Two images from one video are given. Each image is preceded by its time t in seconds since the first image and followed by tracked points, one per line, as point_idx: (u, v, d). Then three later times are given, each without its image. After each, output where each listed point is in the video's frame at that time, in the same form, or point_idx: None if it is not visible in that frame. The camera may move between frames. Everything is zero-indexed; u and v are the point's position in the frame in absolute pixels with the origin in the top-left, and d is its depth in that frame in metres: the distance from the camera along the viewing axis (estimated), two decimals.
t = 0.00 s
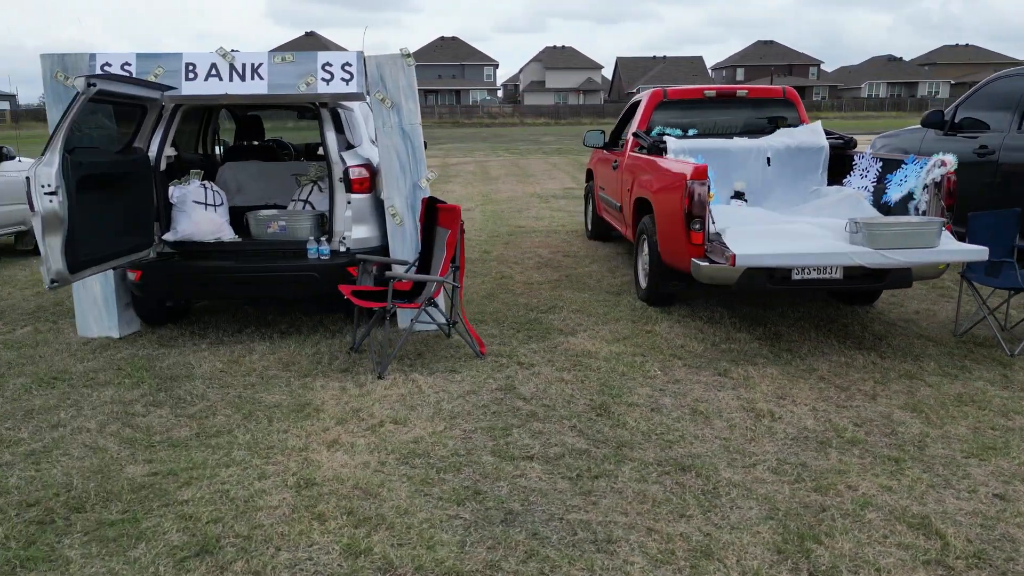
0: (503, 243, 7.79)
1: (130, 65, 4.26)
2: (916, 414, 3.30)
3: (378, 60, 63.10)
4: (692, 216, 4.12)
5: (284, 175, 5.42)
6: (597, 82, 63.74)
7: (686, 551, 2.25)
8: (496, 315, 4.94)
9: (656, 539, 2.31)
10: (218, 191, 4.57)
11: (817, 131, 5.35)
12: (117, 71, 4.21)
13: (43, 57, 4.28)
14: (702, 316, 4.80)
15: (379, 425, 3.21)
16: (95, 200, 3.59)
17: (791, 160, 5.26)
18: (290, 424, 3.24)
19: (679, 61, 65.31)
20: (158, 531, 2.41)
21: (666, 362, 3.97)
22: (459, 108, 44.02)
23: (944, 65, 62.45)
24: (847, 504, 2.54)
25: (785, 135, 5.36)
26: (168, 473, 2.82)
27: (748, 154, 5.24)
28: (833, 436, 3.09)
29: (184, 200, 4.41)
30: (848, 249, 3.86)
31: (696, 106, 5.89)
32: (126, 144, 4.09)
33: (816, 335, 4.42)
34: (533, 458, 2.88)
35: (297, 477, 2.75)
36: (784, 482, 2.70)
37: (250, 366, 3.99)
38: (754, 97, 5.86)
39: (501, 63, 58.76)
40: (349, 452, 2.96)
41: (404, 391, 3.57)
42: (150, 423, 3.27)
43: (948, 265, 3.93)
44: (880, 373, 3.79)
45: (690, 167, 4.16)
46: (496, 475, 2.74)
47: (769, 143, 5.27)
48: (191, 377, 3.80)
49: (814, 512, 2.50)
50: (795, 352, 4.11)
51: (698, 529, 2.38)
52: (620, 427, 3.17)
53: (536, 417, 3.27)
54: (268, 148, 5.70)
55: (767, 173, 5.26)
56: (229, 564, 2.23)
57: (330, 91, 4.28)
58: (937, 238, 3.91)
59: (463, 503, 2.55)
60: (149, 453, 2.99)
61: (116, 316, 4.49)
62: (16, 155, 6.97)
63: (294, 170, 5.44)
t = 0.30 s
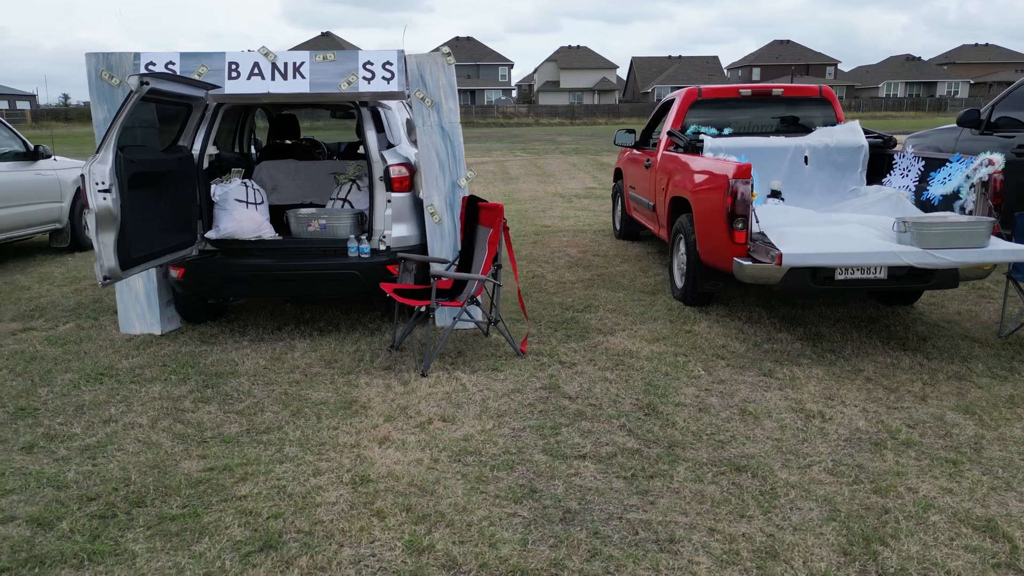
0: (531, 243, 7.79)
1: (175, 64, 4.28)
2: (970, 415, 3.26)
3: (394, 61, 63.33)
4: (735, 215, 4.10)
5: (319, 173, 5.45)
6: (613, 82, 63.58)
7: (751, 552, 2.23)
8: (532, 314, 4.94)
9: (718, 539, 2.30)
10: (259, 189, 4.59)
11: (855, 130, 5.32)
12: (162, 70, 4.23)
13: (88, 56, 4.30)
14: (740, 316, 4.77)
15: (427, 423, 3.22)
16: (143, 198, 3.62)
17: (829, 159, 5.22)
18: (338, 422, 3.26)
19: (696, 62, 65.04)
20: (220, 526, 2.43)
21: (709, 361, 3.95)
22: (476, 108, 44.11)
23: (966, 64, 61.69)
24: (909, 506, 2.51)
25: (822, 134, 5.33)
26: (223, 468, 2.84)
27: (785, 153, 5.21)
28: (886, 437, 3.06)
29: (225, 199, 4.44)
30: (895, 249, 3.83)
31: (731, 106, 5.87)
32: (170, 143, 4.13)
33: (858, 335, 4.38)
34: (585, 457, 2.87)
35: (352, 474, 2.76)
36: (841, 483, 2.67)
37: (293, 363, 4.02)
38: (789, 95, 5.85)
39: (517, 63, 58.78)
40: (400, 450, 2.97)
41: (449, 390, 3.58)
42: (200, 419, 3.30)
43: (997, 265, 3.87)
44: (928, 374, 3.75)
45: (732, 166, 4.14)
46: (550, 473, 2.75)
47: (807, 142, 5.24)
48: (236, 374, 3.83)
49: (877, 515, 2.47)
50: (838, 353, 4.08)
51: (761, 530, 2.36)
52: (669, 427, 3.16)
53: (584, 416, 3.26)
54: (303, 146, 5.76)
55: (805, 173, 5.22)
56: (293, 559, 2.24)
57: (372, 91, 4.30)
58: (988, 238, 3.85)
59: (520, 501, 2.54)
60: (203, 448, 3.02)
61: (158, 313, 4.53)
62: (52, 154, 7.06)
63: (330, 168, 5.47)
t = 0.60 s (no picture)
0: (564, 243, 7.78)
1: (230, 66, 4.31)
2: None
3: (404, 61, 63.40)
4: (794, 215, 4.09)
5: (364, 173, 5.45)
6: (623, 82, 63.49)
7: (853, 556, 2.22)
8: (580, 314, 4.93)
9: (817, 543, 2.29)
10: (312, 190, 4.56)
11: (903, 131, 5.31)
12: (219, 71, 4.23)
13: (143, 57, 4.29)
14: (791, 317, 4.75)
15: (498, 424, 3.22)
16: (209, 199, 3.63)
17: (878, 158, 5.18)
18: (409, 422, 3.26)
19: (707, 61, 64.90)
20: (313, 527, 2.43)
21: (769, 363, 3.94)
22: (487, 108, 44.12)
23: (978, 64, 61.37)
24: (1002, 510, 2.50)
25: (870, 134, 5.30)
26: (303, 469, 2.84)
27: (833, 153, 5.18)
28: (965, 440, 3.04)
29: (280, 199, 4.44)
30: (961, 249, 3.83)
31: (774, 106, 5.86)
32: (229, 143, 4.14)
33: (914, 336, 4.36)
34: (665, 459, 2.87)
35: (434, 475, 2.76)
36: (929, 487, 2.66)
37: (352, 364, 4.02)
38: (832, 95, 5.83)
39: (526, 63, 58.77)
40: (477, 451, 2.96)
41: (514, 391, 3.58)
42: (270, 419, 3.31)
43: None
44: (993, 376, 3.72)
45: (790, 166, 4.12)
46: (633, 475, 2.74)
47: (855, 142, 5.21)
48: (297, 374, 3.84)
49: (971, 518, 2.45)
50: (898, 354, 4.05)
51: (858, 533, 2.35)
52: (743, 428, 3.14)
53: (654, 417, 3.25)
54: (344, 146, 5.76)
55: (854, 173, 5.18)
56: (393, 561, 2.24)
57: (426, 91, 4.30)
58: None
59: (610, 503, 2.54)
60: (279, 449, 3.02)
61: (210, 313, 4.54)
62: (90, 154, 7.10)
63: (375, 169, 5.47)
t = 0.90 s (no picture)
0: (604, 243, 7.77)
1: (299, 66, 4.28)
2: None
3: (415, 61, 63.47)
4: (868, 215, 4.07)
5: (419, 173, 5.45)
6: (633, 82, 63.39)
7: (981, 558, 2.22)
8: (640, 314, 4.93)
9: (941, 544, 2.29)
10: (378, 190, 4.57)
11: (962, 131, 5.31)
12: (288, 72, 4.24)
13: (213, 57, 4.30)
14: (855, 317, 4.73)
15: (587, 423, 3.21)
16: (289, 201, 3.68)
17: (937, 158, 5.15)
18: (496, 422, 3.26)
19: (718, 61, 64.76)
20: (429, 526, 2.44)
21: (844, 363, 3.93)
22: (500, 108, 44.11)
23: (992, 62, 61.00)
24: None
25: (928, 134, 5.29)
26: (403, 467, 2.85)
27: (891, 153, 5.18)
28: None
29: (347, 199, 4.45)
30: None
31: (827, 105, 5.84)
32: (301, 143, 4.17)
33: (984, 336, 4.34)
34: (765, 459, 2.86)
35: (537, 474, 2.77)
36: None
37: (425, 363, 4.03)
38: (886, 94, 5.82)
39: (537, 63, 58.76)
40: (572, 450, 2.96)
41: (594, 391, 3.57)
42: (357, 418, 3.31)
43: None
44: None
45: (860, 165, 4.12)
46: (736, 475, 2.73)
47: (913, 141, 5.20)
48: (374, 373, 3.85)
49: None
50: (972, 354, 4.04)
51: (979, 534, 2.34)
52: (835, 429, 3.13)
53: (743, 417, 3.25)
54: (396, 146, 5.69)
55: (911, 172, 5.17)
56: (518, 560, 2.25)
57: (494, 91, 4.29)
58: None
59: (721, 503, 2.53)
60: (373, 448, 3.03)
61: (276, 312, 4.56)
62: (137, 154, 7.15)
63: (430, 168, 5.46)
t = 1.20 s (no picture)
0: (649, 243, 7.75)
1: (370, 66, 4.30)
2: None
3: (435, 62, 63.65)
4: (946, 215, 4.02)
5: (478, 173, 5.47)
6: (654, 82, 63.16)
7: None
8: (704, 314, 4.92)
9: None
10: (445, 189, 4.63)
11: None
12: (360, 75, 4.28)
13: (285, 58, 4.34)
14: (924, 318, 4.69)
15: (675, 424, 3.21)
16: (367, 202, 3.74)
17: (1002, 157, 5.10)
18: (583, 422, 3.27)
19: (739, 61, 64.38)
20: (539, 524, 2.45)
21: (923, 365, 3.89)
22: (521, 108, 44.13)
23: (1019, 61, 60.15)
24: None
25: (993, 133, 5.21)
26: (500, 465, 2.87)
27: (955, 152, 5.13)
28: None
29: (416, 199, 4.52)
30: None
31: (886, 104, 5.79)
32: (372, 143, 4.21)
33: None
34: (863, 461, 2.85)
35: (636, 474, 2.77)
36: None
37: (498, 362, 4.05)
38: (946, 93, 5.75)
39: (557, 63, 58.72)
40: (666, 451, 2.96)
41: (675, 392, 3.57)
42: (443, 416, 3.34)
43: None
44: None
45: (935, 164, 4.09)
46: (838, 476, 2.72)
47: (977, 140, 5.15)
48: (450, 372, 3.88)
49: None
50: None
51: None
52: (927, 431, 3.11)
53: (831, 419, 3.23)
54: (451, 146, 5.73)
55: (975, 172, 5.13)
56: (636, 559, 2.26)
57: (563, 91, 4.32)
58: None
59: (830, 505, 2.53)
60: (466, 446, 3.05)
61: (344, 310, 4.60)
62: (190, 155, 7.23)
63: (488, 168, 5.48)
